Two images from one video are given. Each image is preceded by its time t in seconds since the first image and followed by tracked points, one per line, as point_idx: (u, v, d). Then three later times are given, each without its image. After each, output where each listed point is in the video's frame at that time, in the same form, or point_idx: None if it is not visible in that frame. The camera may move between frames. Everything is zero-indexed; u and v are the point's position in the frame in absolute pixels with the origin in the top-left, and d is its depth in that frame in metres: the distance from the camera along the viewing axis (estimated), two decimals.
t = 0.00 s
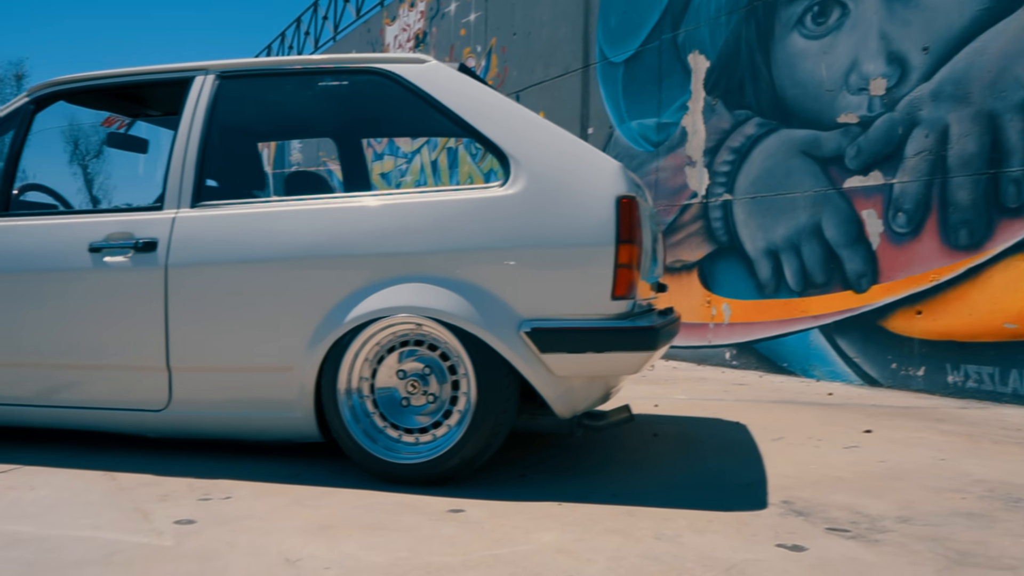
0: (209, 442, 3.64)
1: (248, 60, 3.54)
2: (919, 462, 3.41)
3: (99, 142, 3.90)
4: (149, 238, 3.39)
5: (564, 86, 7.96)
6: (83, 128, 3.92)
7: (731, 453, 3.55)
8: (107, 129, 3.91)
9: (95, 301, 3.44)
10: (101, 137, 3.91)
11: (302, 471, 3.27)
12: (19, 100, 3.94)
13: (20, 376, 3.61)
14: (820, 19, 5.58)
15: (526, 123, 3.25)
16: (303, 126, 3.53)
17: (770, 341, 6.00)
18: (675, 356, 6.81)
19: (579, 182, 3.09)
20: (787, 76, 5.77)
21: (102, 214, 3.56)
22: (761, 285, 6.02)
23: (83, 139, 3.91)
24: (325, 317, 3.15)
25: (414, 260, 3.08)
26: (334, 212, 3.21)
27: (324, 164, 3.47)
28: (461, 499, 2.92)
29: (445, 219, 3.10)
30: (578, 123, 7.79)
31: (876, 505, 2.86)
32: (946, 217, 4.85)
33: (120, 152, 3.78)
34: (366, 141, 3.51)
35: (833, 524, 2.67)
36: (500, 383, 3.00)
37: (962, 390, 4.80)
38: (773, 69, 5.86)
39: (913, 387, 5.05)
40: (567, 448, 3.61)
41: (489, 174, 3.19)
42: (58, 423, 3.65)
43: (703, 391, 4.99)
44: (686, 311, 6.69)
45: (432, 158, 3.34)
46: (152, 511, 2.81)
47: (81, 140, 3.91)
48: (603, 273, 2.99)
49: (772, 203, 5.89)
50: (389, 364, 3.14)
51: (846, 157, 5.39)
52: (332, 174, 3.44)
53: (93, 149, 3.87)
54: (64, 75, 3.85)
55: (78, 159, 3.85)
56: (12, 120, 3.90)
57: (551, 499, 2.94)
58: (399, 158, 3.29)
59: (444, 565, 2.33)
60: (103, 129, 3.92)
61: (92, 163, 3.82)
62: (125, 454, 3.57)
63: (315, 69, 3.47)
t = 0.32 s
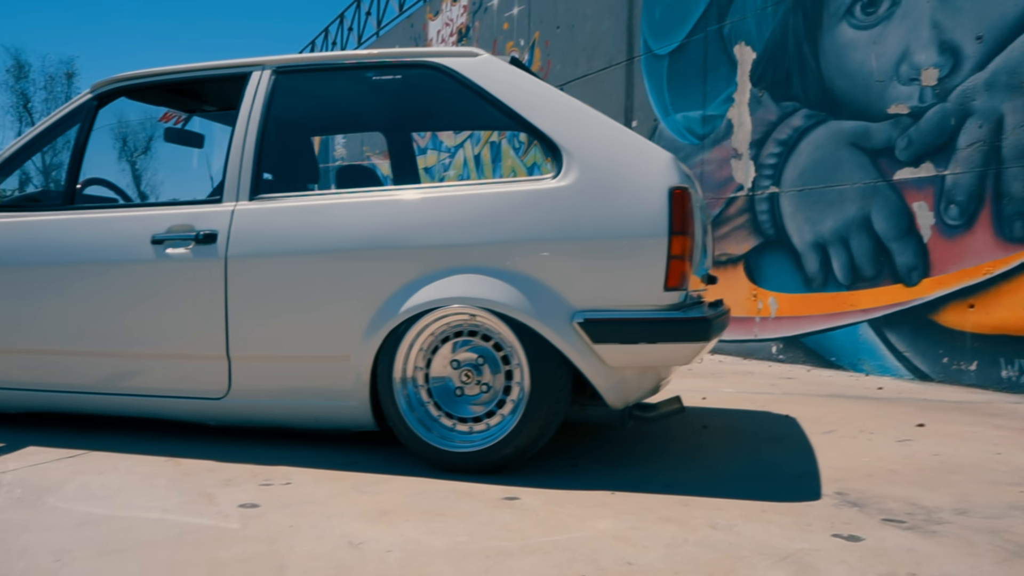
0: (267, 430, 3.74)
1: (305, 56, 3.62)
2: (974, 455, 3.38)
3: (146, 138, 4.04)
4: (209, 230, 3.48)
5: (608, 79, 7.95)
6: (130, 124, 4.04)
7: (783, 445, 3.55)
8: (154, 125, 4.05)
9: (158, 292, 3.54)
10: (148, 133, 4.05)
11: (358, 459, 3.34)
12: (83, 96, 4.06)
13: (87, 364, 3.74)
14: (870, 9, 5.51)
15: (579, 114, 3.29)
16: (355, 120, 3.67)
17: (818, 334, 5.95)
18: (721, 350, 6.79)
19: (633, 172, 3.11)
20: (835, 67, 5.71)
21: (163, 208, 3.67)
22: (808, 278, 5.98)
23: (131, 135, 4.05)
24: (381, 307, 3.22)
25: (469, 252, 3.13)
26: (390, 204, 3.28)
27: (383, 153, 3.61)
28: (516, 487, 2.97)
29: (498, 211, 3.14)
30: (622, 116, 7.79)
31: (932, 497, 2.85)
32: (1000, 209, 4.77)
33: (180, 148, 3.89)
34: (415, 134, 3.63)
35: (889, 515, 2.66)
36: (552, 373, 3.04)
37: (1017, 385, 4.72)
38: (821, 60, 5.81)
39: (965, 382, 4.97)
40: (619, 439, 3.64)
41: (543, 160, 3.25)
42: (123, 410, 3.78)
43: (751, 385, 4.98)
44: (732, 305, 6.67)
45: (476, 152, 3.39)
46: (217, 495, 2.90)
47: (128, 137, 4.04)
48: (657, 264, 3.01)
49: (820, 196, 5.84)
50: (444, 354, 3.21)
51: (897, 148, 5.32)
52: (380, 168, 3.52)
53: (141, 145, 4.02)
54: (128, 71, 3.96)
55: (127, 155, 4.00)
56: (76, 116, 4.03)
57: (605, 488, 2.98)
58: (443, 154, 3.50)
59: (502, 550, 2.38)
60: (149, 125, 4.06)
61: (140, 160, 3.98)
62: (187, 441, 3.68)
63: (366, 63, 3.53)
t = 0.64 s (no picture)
0: (320, 418, 3.81)
1: (357, 50, 3.67)
2: None
3: (191, 134, 4.03)
4: (263, 222, 3.56)
5: (651, 72, 7.93)
6: (176, 122, 4.07)
7: (834, 437, 3.53)
8: (199, 121, 4.05)
9: (213, 283, 3.62)
10: (193, 130, 4.04)
11: (410, 447, 3.40)
12: (140, 91, 4.16)
13: (145, 353, 3.84)
14: None
15: (628, 105, 3.29)
16: (401, 114, 3.66)
17: (866, 328, 5.89)
18: (767, 344, 6.74)
19: (682, 161, 3.12)
20: (883, 56, 5.64)
21: (217, 200, 3.74)
22: (857, 271, 5.91)
23: (177, 132, 4.07)
24: (432, 297, 3.27)
25: (519, 242, 3.16)
26: (441, 194, 3.32)
27: (425, 149, 3.55)
28: (567, 476, 3.00)
29: (548, 202, 3.16)
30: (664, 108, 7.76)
31: (989, 489, 2.81)
32: None
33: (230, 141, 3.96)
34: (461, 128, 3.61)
35: (945, 507, 2.64)
36: (602, 363, 3.06)
37: None
38: (869, 50, 5.73)
39: (1019, 377, 4.90)
40: (669, 429, 3.65)
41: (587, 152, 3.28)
42: (180, 398, 3.88)
43: (798, 378, 4.96)
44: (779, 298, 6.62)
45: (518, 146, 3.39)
46: (275, 480, 2.97)
47: (175, 133, 4.06)
48: (708, 255, 3.02)
49: (868, 187, 5.76)
50: (494, 344, 3.24)
51: (948, 139, 5.24)
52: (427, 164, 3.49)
53: (186, 141, 4.02)
54: (184, 65, 4.03)
55: (173, 152, 4.04)
56: (133, 110, 4.13)
57: (656, 478, 2.99)
58: (483, 147, 3.38)
59: (557, 536, 2.41)
60: (194, 123, 4.05)
61: (185, 156, 4.00)
62: (242, 429, 3.77)
63: (415, 56, 3.58)
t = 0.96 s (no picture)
0: (368, 407, 3.87)
1: (404, 41, 3.70)
2: None
3: (231, 130, 4.15)
4: (311, 213, 3.61)
5: (692, 63, 7.88)
6: (215, 118, 4.17)
7: (885, 429, 3.49)
8: (238, 118, 4.16)
9: (263, 273, 3.68)
10: (232, 126, 4.16)
11: (457, 436, 3.43)
12: (190, 85, 4.23)
13: (195, 342, 3.92)
14: None
15: (675, 94, 3.28)
16: (444, 106, 3.70)
17: (914, 322, 5.81)
18: (812, 338, 6.69)
19: (730, 151, 3.10)
20: (932, 45, 5.54)
21: (266, 192, 3.81)
22: (904, 264, 5.83)
23: (216, 127, 4.16)
24: (478, 287, 3.30)
25: (566, 232, 3.18)
26: (487, 185, 3.35)
27: (463, 143, 3.62)
28: (615, 464, 3.01)
29: (595, 192, 3.17)
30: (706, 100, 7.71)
31: None
32: None
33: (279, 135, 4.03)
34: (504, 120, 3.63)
35: (1001, 498, 2.61)
36: (649, 353, 3.07)
37: None
38: (917, 39, 5.64)
39: None
40: (717, 420, 3.64)
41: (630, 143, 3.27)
42: (231, 386, 3.95)
43: (845, 372, 4.91)
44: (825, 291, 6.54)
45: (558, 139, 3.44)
46: (326, 466, 3.03)
47: (214, 129, 4.16)
48: (756, 244, 3.00)
49: (916, 178, 5.68)
50: (541, 334, 3.27)
51: (999, 129, 5.14)
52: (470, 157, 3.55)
53: (225, 137, 4.13)
54: (233, 59, 4.12)
55: (212, 147, 4.13)
56: (184, 103, 4.20)
57: (704, 467, 2.99)
58: (524, 140, 3.46)
59: (608, 522, 2.43)
60: (233, 119, 4.17)
61: (225, 152, 4.11)
62: (292, 418, 3.84)
63: (461, 48, 3.60)
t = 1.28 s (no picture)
0: (410, 397, 3.90)
1: (447, 34, 3.71)
2: None
3: (264, 126, 4.18)
4: (355, 204, 3.63)
5: (731, 55, 7.81)
6: (249, 115, 4.21)
7: (934, 421, 3.44)
8: (271, 114, 4.19)
9: (306, 263, 3.72)
10: (265, 121, 4.19)
11: (500, 425, 3.45)
12: (233, 78, 4.28)
13: (239, 332, 3.98)
14: None
15: (721, 84, 3.26)
16: (486, 97, 3.69)
17: (961, 315, 5.72)
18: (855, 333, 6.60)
19: (777, 139, 3.07)
20: (979, 34, 5.44)
21: (309, 183, 3.84)
22: (950, 257, 5.73)
23: (249, 124, 4.20)
24: (521, 278, 3.31)
25: (609, 222, 3.17)
26: (530, 176, 3.35)
27: (499, 136, 3.60)
28: (660, 454, 3.01)
29: (639, 182, 3.16)
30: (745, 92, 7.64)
31: None
32: None
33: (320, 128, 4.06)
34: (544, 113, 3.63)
35: None
36: (695, 343, 3.06)
37: None
38: (964, 27, 5.54)
39: None
40: (762, 411, 3.61)
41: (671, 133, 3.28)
42: (275, 376, 4.00)
43: (889, 365, 4.85)
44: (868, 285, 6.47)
45: (594, 132, 3.42)
46: (372, 453, 3.06)
47: (247, 124, 4.20)
48: (803, 234, 2.97)
49: (962, 169, 5.58)
50: (585, 324, 3.26)
51: None
52: (513, 148, 3.53)
53: (258, 133, 4.17)
54: (274, 52, 4.15)
55: (245, 143, 4.18)
56: (226, 96, 4.26)
57: (750, 457, 2.98)
58: (560, 135, 3.54)
59: (655, 510, 2.43)
60: (267, 114, 4.20)
61: (258, 147, 4.15)
62: (336, 407, 3.89)
63: (503, 39, 3.60)
